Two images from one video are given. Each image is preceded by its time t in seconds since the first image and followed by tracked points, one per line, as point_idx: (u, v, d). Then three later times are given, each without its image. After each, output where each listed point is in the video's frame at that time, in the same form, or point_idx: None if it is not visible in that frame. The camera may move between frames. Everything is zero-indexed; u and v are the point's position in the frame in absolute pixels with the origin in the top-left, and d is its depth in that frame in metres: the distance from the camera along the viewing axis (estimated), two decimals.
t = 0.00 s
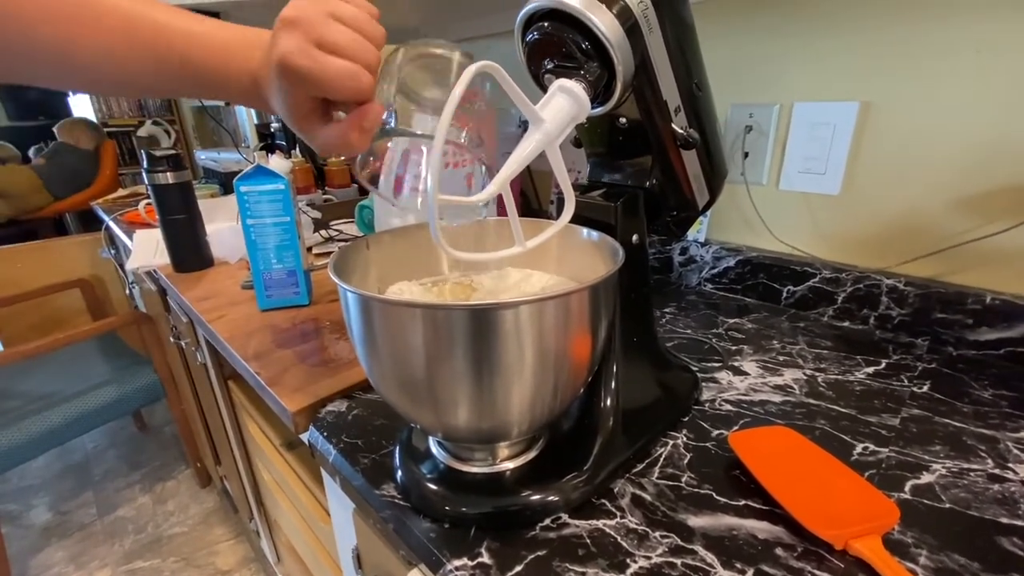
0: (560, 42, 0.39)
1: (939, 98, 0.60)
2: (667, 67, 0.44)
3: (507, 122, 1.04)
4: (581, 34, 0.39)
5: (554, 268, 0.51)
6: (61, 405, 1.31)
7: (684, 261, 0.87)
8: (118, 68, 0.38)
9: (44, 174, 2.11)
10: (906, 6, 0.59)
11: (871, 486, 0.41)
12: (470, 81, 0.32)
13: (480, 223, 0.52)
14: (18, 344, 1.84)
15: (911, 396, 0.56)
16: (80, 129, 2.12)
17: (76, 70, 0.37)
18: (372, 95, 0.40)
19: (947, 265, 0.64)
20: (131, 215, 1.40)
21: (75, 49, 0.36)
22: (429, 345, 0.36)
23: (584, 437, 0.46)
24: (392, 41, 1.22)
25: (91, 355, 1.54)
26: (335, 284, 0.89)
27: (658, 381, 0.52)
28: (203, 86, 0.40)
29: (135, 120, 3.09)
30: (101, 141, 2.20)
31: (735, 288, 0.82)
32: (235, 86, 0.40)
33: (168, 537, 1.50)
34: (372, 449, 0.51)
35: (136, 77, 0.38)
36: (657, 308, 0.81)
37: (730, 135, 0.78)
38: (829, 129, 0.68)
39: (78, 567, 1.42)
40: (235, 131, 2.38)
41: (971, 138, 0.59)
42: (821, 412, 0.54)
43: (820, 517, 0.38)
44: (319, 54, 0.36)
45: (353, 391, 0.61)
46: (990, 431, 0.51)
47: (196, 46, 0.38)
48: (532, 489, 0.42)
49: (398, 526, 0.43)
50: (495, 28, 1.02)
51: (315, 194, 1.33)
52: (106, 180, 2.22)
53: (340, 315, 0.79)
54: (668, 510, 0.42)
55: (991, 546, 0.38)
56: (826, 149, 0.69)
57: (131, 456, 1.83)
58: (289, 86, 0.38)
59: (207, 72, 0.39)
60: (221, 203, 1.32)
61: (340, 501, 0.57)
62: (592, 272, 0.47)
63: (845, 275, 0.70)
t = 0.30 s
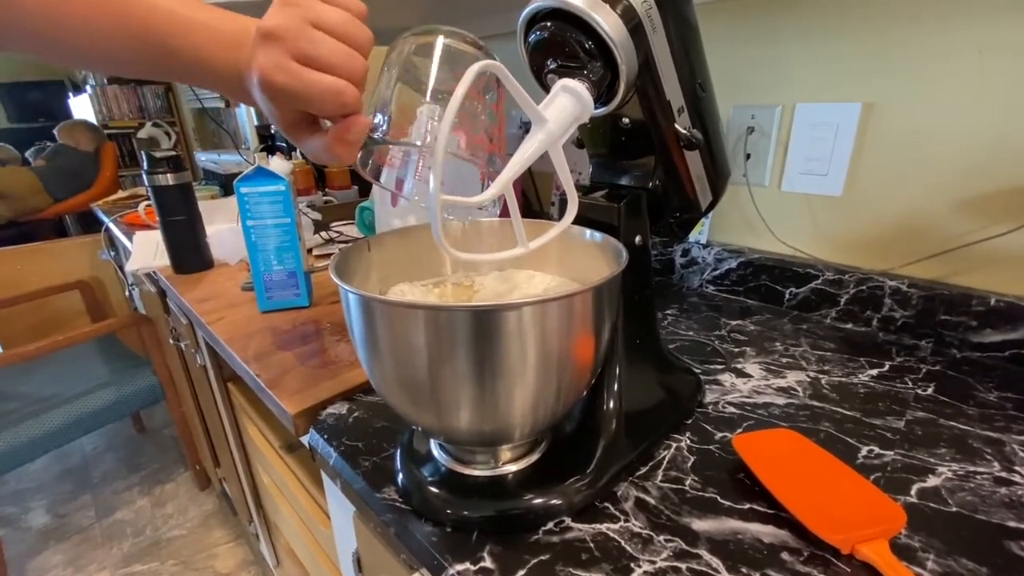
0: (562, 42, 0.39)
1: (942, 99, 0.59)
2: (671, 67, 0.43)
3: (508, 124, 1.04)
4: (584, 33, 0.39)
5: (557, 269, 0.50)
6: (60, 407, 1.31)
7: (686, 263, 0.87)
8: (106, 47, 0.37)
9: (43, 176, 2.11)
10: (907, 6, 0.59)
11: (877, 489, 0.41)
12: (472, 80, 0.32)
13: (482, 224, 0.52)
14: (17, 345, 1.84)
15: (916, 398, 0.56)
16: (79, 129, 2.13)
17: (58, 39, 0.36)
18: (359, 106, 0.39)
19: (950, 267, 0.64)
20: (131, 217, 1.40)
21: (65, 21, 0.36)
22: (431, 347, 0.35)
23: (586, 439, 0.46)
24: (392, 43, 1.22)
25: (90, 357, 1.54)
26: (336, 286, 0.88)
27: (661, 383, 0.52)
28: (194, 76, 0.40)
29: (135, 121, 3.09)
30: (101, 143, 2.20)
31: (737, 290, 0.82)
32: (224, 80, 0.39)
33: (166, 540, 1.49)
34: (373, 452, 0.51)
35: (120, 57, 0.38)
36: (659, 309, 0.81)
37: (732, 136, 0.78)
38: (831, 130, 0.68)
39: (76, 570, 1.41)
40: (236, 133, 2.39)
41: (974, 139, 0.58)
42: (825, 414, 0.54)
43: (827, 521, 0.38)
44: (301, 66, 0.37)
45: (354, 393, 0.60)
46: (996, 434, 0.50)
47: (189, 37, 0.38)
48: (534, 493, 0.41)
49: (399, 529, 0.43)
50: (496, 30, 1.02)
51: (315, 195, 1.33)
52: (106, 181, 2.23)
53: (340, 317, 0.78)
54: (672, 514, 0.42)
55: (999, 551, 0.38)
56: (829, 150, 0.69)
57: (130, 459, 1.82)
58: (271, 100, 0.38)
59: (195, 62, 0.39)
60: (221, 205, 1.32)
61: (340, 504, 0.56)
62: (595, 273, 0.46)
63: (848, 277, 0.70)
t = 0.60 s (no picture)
0: (564, 45, 0.39)
1: (942, 102, 0.60)
2: (672, 71, 0.43)
3: (508, 126, 1.04)
4: (585, 37, 0.39)
5: (558, 272, 0.51)
6: (60, 409, 1.31)
7: (686, 265, 0.87)
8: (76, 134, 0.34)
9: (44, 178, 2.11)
10: (908, 10, 0.59)
11: (879, 492, 0.41)
12: (475, 83, 0.32)
13: (483, 226, 0.52)
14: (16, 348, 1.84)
15: (916, 400, 0.56)
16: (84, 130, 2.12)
17: (68, 147, 0.34)
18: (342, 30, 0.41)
19: (950, 270, 0.64)
20: (132, 219, 1.40)
21: (19, 122, 0.33)
22: (433, 350, 0.35)
23: (588, 442, 0.46)
24: (393, 46, 1.22)
25: (90, 359, 1.54)
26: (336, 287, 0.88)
27: (663, 386, 0.52)
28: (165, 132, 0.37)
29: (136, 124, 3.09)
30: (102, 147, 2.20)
31: (737, 292, 0.82)
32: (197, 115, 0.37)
33: (166, 542, 1.49)
34: (374, 454, 0.51)
35: (131, 145, 0.36)
36: (660, 312, 0.81)
37: (732, 139, 0.78)
38: (831, 133, 0.68)
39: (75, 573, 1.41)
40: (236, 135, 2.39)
41: (973, 142, 0.59)
42: (826, 417, 0.54)
43: (829, 523, 0.38)
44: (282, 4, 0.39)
45: (355, 395, 0.60)
46: (997, 436, 0.50)
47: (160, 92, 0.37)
48: (536, 495, 0.41)
49: (401, 532, 0.43)
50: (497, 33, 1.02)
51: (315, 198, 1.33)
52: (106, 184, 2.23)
53: (341, 319, 0.78)
54: (674, 516, 0.42)
55: (1000, 552, 0.38)
56: (829, 153, 0.69)
57: (129, 461, 1.82)
58: (264, 30, 0.38)
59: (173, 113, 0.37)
60: (222, 207, 1.32)
61: (341, 506, 0.56)
62: (596, 276, 0.46)
63: (848, 279, 0.70)
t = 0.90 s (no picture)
0: (565, 48, 0.39)
1: (941, 105, 0.60)
2: (673, 72, 0.43)
3: (509, 128, 1.04)
4: (587, 39, 0.39)
5: (560, 273, 0.51)
6: (60, 411, 1.31)
7: (687, 267, 0.87)
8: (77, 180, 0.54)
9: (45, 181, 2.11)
10: (908, 12, 0.60)
11: (880, 493, 0.41)
12: (477, 84, 0.32)
13: (485, 228, 0.52)
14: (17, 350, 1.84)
15: (918, 402, 0.56)
16: (81, 136, 2.14)
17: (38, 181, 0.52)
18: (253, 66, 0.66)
19: (950, 272, 0.64)
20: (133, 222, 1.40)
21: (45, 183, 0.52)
22: (434, 351, 0.36)
23: (589, 444, 0.46)
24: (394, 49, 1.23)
25: (91, 361, 1.54)
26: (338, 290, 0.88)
27: (664, 388, 0.52)
28: (164, 140, 0.59)
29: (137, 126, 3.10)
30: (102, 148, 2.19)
31: (738, 294, 0.82)
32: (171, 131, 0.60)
33: (165, 545, 1.49)
34: (375, 456, 0.51)
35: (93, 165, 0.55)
36: (660, 314, 0.81)
37: (733, 141, 0.78)
38: (831, 136, 0.68)
39: None
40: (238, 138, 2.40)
41: (972, 143, 0.59)
42: (827, 418, 0.54)
43: (830, 525, 0.38)
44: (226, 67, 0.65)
45: (356, 397, 0.60)
46: (999, 437, 0.50)
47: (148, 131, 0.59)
48: (537, 497, 0.41)
49: (403, 534, 0.43)
50: (497, 36, 1.02)
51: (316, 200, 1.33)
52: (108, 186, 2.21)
53: (342, 321, 0.78)
54: (676, 518, 0.42)
55: (1002, 554, 0.38)
56: (829, 155, 0.69)
57: (129, 464, 1.82)
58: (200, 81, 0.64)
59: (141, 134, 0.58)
60: (223, 209, 1.32)
61: (341, 508, 0.56)
62: (597, 277, 0.47)
63: (849, 281, 0.70)
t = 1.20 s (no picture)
0: (563, 55, 0.39)
1: (936, 108, 0.60)
2: (669, 79, 0.44)
3: (508, 134, 1.05)
4: (583, 47, 0.39)
5: (558, 279, 0.51)
6: (58, 418, 1.30)
7: (685, 271, 0.87)
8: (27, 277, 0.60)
9: (43, 187, 2.11)
10: (904, 17, 0.60)
11: (879, 497, 0.41)
12: (474, 92, 0.32)
13: (484, 233, 0.52)
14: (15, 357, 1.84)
15: (916, 405, 0.56)
16: (82, 145, 2.14)
17: None
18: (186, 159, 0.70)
19: (948, 275, 0.64)
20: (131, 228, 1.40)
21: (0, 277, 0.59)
22: (433, 357, 0.36)
23: (588, 449, 0.46)
24: (392, 55, 1.23)
25: (90, 368, 1.54)
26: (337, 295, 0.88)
27: (663, 392, 0.52)
28: (102, 239, 0.63)
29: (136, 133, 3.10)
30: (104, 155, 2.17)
31: (737, 298, 0.82)
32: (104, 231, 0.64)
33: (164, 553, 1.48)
34: (374, 462, 0.51)
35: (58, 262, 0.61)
36: (659, 318, 0.81)
37: (730, 145, 0.78)
38: (828, 140, 0.68)
39: None
40: (236, 145, 2.41)
41: (968, 147, 0.59)
42: (826, 422, 0.54)
43: (829, 529, 0.38)
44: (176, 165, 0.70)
45: (355, 403, 0.60)
46: (997, 440, 0.50)
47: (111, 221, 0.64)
48: (536, 503, 0.41)
49: (402, 540, 0.42)
50: (496, 42, 1.03)
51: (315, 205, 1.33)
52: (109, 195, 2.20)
53: (341, 327, 0.78)
54: (675, 523, 0.42)
55: (1001, 557, 0.38)
56: (826, 159, 0.69)
57: (127, 471, 1.82)
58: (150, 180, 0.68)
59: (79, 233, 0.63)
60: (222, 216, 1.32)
61: (340, 514, 0.56)
62: (595, 282, 0.47)
63: (846, 284, 0.70)
